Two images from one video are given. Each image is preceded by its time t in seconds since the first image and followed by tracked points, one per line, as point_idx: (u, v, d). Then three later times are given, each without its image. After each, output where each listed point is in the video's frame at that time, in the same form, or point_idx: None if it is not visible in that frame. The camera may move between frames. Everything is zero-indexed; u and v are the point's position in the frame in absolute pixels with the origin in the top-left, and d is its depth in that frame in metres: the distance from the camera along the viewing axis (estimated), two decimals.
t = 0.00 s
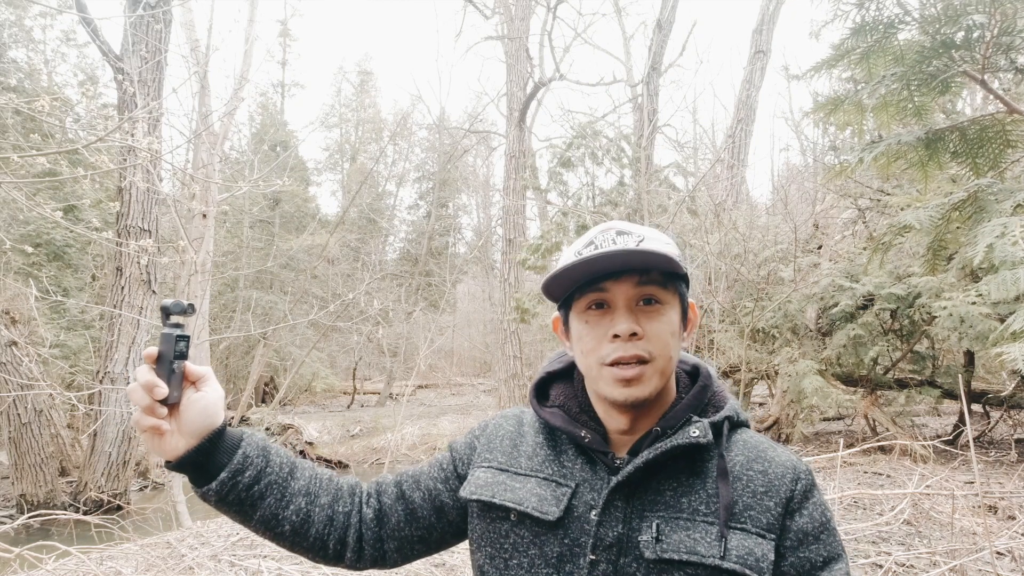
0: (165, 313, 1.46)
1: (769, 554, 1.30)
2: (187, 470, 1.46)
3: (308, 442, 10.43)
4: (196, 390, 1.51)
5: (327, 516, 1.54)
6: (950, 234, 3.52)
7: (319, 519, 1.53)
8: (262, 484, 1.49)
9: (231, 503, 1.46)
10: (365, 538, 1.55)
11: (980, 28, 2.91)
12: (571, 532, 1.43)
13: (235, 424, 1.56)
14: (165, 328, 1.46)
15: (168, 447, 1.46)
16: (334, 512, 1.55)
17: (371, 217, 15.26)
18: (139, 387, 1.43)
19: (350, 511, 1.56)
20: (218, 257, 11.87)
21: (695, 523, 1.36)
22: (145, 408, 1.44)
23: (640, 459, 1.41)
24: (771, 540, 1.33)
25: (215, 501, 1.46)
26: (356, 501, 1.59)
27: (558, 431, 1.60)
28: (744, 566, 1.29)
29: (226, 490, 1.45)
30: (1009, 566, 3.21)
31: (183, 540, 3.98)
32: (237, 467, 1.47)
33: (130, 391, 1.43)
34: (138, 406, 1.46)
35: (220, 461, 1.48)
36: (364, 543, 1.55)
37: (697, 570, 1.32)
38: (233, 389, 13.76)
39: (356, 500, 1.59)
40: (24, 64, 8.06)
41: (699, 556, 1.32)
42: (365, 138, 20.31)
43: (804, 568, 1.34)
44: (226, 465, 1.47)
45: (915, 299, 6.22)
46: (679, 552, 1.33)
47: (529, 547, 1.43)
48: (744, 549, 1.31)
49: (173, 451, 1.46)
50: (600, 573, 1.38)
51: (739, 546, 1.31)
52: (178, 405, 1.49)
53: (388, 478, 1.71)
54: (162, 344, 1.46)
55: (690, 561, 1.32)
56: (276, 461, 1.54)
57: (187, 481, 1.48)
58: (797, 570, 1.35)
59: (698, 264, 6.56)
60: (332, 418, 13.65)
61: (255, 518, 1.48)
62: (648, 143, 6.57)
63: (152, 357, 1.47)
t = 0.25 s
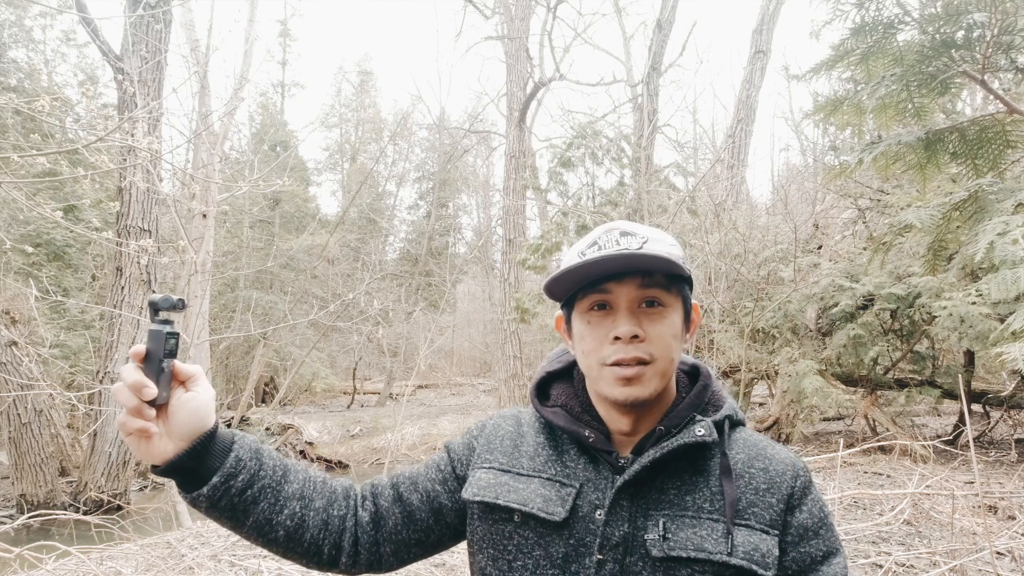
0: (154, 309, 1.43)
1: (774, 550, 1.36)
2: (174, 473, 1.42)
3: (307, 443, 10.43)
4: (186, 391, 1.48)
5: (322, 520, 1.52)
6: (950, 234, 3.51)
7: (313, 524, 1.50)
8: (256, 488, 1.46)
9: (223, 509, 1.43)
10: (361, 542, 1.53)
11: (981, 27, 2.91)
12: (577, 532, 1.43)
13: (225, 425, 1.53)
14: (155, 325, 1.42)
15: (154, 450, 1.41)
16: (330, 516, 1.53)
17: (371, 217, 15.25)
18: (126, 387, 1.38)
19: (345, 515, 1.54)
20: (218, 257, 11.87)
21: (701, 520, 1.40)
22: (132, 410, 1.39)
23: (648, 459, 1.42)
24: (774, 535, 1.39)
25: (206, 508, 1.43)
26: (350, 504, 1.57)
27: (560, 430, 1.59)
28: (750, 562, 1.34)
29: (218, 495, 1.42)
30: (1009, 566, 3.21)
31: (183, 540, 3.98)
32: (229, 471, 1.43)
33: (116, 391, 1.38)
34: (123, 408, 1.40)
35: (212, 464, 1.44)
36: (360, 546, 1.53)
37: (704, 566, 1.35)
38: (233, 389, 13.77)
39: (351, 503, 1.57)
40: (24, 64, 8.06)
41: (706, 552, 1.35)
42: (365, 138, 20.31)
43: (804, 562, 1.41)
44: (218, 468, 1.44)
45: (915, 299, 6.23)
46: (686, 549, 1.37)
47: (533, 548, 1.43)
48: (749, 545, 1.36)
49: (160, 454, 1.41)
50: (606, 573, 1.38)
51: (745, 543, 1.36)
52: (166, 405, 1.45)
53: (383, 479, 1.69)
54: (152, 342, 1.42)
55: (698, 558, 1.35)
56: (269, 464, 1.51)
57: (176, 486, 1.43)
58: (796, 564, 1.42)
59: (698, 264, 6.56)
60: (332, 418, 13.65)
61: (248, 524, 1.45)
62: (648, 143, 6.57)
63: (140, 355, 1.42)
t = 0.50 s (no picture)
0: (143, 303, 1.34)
1: (778, 545, 1.40)
2: (163, 478, 1.35)
3: (307, 443, 10.44)
4: (177, 390, 1.41)
5: (318, 525, 1.48)
6: (950, 233, 3.51)
7: (310, 529, 1.46)
8: (250, 493, 1.41)
9: (216, 516, 1.37)
10: (358, 546, 1.50)
11: (981, 26, 2.91)
12: (582, 532, 1.43)
13: (218, 427, 1.47)
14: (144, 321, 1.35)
15: (143, 453, 1.35)
16: (326, 520, 1.49)
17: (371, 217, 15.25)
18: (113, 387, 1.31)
19: (341, 518, 1.51)
20: (218, 257, 11.87)
21: (708, 518, 1.43)
22: (120, 411, 1.31)
23: (655, 459, 1.44)
24: (778, 531, 1.43)
25: (197, 514, 1.36)
26: (347, 507, 1.53)
27: (563, 430, 1.59)
28: (757, 558, 1.38)
29: (212, 501, 1.36)
30: (1009, 566, 3.21)
31: (183, 540, 3.98)
32: (223, 475, 1.38)
33: (102, 391, 1.31)
34: (109, 409, 1.33)
35: (203, 469, 1.38)
36: (357, 550, 1.50)
37: (712, 564, 1.38)
38: (233, 389, 13.77)
39: (347, 506, 1.53)
40: (24, 64, 8.06)
41: (714, 550, 1.39)
42: (365, 138, 20.32)
43: (805, 556, 1.46)
44: (211, 472, 1.38)
45: (915, 298, 6.23)
46: (694, 547, 1.40)
47: (538, 549, 1.42)
48: (755, 541, 1.40)
49: (149, 457, 1.35)
50: (613, 572, 1.40)
51: (751, 539, 1.40)
52: (156, 406, 1.38)
53: (379, 480, 1.66)
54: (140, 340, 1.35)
55: (706, 555, 1.38)
56: (263, 467, 1.47)
57: (164, 491, 1.37)
58: (798, 559, 1.46)
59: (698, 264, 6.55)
60: (332, 418, 13.65)
61: (242, 530, 1.40)
62: (648, 143, 6.57)
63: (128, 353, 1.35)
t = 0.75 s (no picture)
0: (137, 304, 1.33)
1: (781, 544, 1.41)
2: (156, 485, 1.32)
3: (308, 443, 10.44)
4: (170, 394, 1.39)
5: (317, 531, 1.46)
6: (950, 234, 3.51)
7: (307, 535, 1.45)
8: (248, 499, 1.39)
9: (213, 524, 1.35)
10: (357, 552, 1.48)
11: (981, 27, 2.91)
12: (586, 533, 1.43)
13: (212, 432, 1.45)
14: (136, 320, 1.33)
15: (134, 460, 1.32)
16: (324, 525, 1.47)
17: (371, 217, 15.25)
18: (105, 390, 1.28)
19: (339, 524, 1.49)
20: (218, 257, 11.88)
21: (712, 518, 1.43)
22: (111, 416, 1.29)
23: (658, 459, 1.45)
24: (780, 530, 1.44)
25: (193, 523, 1.34)
26: (345, 512, 1.52)
27: (564, 430, 1.59)
28: (761, 558, 1.38)
29: (208, 509, 1.33)
30: (1009, 566, 3.21)
31: (183, 540, 3.98)
32: (219, 482, 1.36)
33: (92, 395, 1.28)
34: (99, 414, 1.30)
35: (199, 475, 1.36)
36: (356, 556, 1.48)
37: (716, 564, 1.38)
38: (233, 388, 13.77)
39: (345, 511, 1.52)
40: (24, 64, 8.07)
41: (718, 549, 1.39)
42: (365, 138, 20.32)
43: (806, 554, 1.46)
44: (208, 479, 1.36)
45: (916, 299, 6.23)
46: (698, 547, 1.40)
47: (542, 552, 1.42)
48: (759, 540, 1.40)
49: (140, 463, 1.32)
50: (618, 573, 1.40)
51: (755, 538, 1.40)
52: (148, 410, 1.36)
53: (376, 482, 1.65)
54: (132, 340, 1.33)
55: (710, 555, 1.38)
56: (260, 472, 1.45)
57: (157, 499, 1.34)
58: (799, 557, 1.46)
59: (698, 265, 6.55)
60: (332, 418, 13.66)
61: (239, 537, 1.38)
62: (648, 143, 6.57)
63: (120, 355, 1.33)
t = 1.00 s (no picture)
0: (130, 307, 1.31)
1: (783, 545, 1.42)
2: (151, 491, 1.32)
3: (308, 443, 10.45)
4: (164, 398, 1.38)
5: (315, 535, 1.46)
6: (951, 235, 3.51)
7: (306, 539, 1.44)
8: (245, 504, 1.39)
9: (210, 529, 1.35)
10: (357, 555, 1.49)
11: (981, 30, 2.91)
12: (588, 535, 1.44)
13: (209, 435, 1.45)
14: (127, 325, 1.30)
15: (128, 465, 1.32)
16: (322, 529, 1.47)
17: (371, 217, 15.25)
18: (98, 396, 1.27)
19: (338, 528, 1.49)
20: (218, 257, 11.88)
21: (714, 519, 1.43)
22: (105, 422, 1.28)
23: (662, 460, 1.45)
24: (782, 530, 1.44)
25: (190, 530, 1.33)
26: (343, 515, 1.52)
27: (565, 431, 1.60)
28: (763, 558, 1.38)
29: (205, 515, 1.33)
30: (1009, 566, 3.22)
31: (183, 540, 3.98)
32: (216, 487, 1.36)
33: (84, 400, 1.27)
34: (92, 419, 1.29)
35: (196, 481, 1.36)
36: (355, 559, 1.49)
37: (718, 565, 1.38)
38: (233, 388, 13.78)
39: (344, 514, 1.52)
40: (24, 64, 8.07)
41: (720, 551, 1.39)
42: (365, 138, 20.32)
43: (807, 555, 1.47)
44: (204, 484, 1.36)
45: (916, 299, 6.23)
46: (700, 548, 1.40)
47: (543, 554, 1.42)
48: (761, 541, 1.40)
49: (135, 469, 1.32)
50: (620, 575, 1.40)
51: (757, 539, 1.41)
52: (142, 414, 1.35)
53: (375, 484, 1.65)
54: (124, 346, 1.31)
55: (713, 557, 1.38)
56: (257, 476, 1.45)
57: (152, 504, 1.34)
58: (800, 557, 1.47)
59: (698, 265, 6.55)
60: (332, 418, 13.66)
61: (236, 543, 1.38)
62: (648, 143, 6.56)
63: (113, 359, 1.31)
